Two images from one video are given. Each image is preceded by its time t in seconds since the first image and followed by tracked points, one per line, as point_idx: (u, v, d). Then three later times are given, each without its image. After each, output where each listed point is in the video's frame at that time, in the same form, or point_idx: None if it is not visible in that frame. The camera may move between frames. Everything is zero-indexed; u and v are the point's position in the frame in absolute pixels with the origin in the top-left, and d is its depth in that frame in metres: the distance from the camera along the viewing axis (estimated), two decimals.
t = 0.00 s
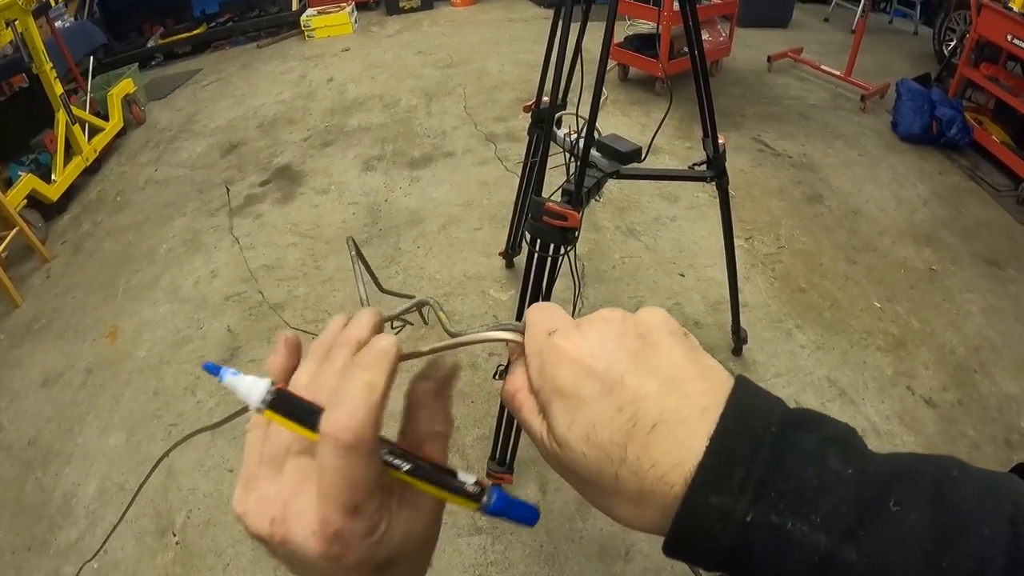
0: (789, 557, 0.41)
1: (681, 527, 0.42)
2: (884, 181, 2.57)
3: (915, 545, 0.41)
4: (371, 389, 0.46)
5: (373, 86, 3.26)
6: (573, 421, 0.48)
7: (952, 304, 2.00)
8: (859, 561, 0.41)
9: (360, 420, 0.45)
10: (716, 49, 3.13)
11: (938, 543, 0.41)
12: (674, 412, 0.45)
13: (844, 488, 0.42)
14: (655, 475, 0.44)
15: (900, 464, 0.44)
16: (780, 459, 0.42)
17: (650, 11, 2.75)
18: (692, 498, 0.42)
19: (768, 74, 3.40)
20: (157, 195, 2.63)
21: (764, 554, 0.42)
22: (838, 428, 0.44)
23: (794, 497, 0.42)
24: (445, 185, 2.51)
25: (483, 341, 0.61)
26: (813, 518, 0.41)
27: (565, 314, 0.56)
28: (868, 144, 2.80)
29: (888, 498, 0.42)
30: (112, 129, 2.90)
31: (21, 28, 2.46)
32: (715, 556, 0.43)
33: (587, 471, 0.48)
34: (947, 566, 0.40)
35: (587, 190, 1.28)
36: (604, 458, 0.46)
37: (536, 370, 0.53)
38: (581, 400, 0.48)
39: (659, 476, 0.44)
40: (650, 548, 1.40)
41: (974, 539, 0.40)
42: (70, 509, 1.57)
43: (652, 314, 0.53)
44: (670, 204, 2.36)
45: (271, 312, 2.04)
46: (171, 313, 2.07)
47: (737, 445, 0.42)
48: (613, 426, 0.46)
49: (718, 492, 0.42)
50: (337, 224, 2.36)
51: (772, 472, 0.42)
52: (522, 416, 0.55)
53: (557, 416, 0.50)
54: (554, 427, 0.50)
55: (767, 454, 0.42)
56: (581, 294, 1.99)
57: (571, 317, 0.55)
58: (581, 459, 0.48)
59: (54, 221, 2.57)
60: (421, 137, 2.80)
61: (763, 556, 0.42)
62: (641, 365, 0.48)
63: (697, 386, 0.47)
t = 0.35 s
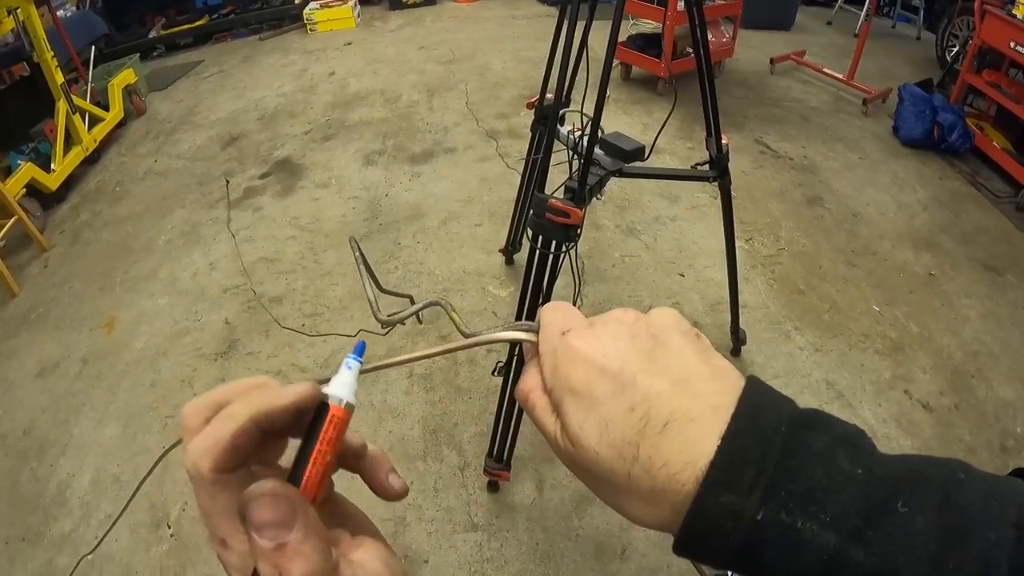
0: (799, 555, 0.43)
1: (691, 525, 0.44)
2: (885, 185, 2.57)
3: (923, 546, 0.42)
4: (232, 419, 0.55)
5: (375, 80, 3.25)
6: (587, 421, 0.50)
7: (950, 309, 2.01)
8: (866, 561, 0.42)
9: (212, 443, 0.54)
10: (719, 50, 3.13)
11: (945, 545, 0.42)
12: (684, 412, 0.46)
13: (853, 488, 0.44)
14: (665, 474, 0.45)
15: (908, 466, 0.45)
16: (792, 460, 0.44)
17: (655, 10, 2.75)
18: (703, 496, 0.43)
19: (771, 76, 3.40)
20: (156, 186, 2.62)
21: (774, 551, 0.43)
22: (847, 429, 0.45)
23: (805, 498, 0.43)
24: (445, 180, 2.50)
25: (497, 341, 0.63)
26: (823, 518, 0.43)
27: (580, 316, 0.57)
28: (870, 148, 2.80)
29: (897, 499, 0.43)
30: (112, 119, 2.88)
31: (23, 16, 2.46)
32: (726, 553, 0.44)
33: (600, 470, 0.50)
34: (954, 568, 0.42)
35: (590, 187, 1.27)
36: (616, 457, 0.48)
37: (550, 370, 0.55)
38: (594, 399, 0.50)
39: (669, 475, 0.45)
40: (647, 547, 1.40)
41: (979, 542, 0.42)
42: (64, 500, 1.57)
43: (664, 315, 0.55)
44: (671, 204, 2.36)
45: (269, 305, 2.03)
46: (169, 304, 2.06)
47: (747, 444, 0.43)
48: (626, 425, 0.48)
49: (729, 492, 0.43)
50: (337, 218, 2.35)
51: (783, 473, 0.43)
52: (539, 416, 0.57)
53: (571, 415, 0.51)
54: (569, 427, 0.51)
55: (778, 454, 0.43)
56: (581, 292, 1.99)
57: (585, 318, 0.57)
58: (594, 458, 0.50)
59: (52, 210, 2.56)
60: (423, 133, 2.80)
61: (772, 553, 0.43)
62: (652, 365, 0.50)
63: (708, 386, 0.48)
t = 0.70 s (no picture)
0: (820, 556, 0.43)
1: (716, 524, 0.44)
2: (893, 199, 2.57)
3: (939, 551, 0.42)
4: (320, 461, 0.52)
5: (386, 78, 3.26)
6: (615, 421, 0.50)
7: (954, 325, 2.00)
8: (886, 564, 0.42)
9: (308, 490, 0.52)
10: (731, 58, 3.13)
11: (961, 550, 0.42)
12: (713, 414, 0.46)
13: (873, 492, 0.43)
14: (694, 476, 0.45)
15: (924, 471, 0.45)
16: (816, 463, 0.44)
17: (669, 17, 2.75)
18: (728, 496, 0.43)
19: (781, 86, 3.40)
20: (164, 176, 2.62)
21: (797, 551, 0.43)
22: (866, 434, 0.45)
23: (829, 500, 0.43)
24: (454, 180, 2.50)
25: (526, 341, 0.62)
26: (845, 520, 0.43)
27: (608, 315, 0.57)
28: (878, 161, 2.80)
29: (915, 505, 0.43)
30: (122, 108, 2.89)
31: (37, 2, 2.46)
32: (749, 553, 0.44)
33: (627, 470, 0.49)
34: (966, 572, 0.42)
35: (603, 193, 1.27)
36: (644, 457, 0.47)
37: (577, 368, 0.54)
38: (623, 399, 0.50)
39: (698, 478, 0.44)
40: (647, 554, 1.39)
41: (994, 547, 0.42)
42: (64, 488, 1.57)
43: (693, 317, 0.54)
44: (679, 211, 2.36)
45: (275, 299, 2.03)
46: (173, 295, 2.06)
47: (775, 445, 0.44)
48: (654, 426, 0.47)
49: (755, 493, 0.43)
50: (344, 214, 2.35)
51: (808, 475, 0.43)
52: (565, 415, 0.56)
53: (599, 415, 0.51)
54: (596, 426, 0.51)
55: (803, 457, 0.44)
56: (587, 296, 1.99)
57: (613, 317, 0.56)
58: (621, 458, 0.49)
59: (59, 197, 2.56)
60: (432, 132, 2.80)
61: (795, 553, 0.43)
62: (681, 366, 0.49)
63: (737, 390, 0.47)
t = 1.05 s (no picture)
0: (850, 547, 0.42)
1: (744, 514, 0.44)
2: (892, 206, 2.57)
3: (966, 543, 0.41)
4: (447, 433, 0.52)
5: (388, 71, 3.24)
6: (638, 411, 0.51)
7: (951, 333, 2.01)
8: (916, 555, 0.42)
9: (438, 461, 0.51)
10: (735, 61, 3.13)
11: (986, 544, 0.41)
12: (736, 403, 0.47)
13: (900, 482, 0.43)
14: (718, 465, 0.46)
15: (949, 464, 0.44)
16: (842, 454, 0.44)
17: (674, 18, 2.74)
18: (755, 484, 0.43)
19: (784, 91, 3.40)
20: (163, 163, 2.60)
21: (827, 543, 0.43)
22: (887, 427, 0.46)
23: (856, 490, 0.43)
24: (454, 175, 2.49)
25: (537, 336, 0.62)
26: (874, 509, 0.42)
27: (626, 312, 0.59)
28: (879, 168, 2.81)
29: (940, 494, 0.43)
30: (122, 94, 2.86)
31: None
32: (777, 545, 0.44)
33: (649, 461, 0.50)
34: (991, 567, 0.40)
35: (608, 191, 1.27)
36: (667, 446, 0.49)
37: (596, 363, 0.56)
38: (645, 390, 0.51)
39: (722, 466, 0.45)
40: (640, 554, 1.39)
41: (1019, 543, 0.40)
42: (55, 474, 1.56)
43: (712, 315, 0.56)
44: (679, 212, 2.35)
45: (272, 289, 2.02)
46: (170, 283, 2.05)
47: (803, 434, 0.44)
48: (677, 415, 0.49)
49: (783, 482, 0.43)
50: (343, 206, 2.34)
51: (834, 464, 0.43)
52: (585, 409, 0.58)
53: (621, 406, 0.52)
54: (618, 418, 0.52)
55: (827, 447, 0.44)
56: (586, 295, 1.98)
57: (633, 314, 0.58)
58: (644, 448, 0.50)
59: (56, 182, 2.54)
60: (433, 126, 2.78)
61: (825, 545, 0.43)
62: (702, 358, 0.51)
63: (757, 380, 0.49)
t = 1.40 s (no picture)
0: (834, 552, 0.42)
1: (725, 517, 0.44)
2: (886, 202, 2.58)
3: (958, 545, 0.41)
4: (492, 403, 0.50)
5: (381, 70, 3.23)
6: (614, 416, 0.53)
7: (945, 328, 2.01)
8: (903, 560, 0.41)
9: (479, 432, 0.49)
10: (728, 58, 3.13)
11: (979, 545, 0.41)
12: (710, 406, 0.48)
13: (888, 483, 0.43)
14: (693, 469, 0.47)
15: (941, 464, 0.44)
16: (824, 456, 0.44)
17: (668, 16, 2.74)
18: (735, 489, 0.44)
19: (777, 88, 3.40)
20: (157, 165, 2.60)
21: (810, 548, 0.43)
22: (874, 426, 0.46)
23: (840, 493, 0.43)
24: (448, 174, 2.49)
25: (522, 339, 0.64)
26: (859, 513, 0.42)
27: (599, 315, 0.61)
28: (873, 164, 2.81)
29: (930, 496, 0.43)
30: (115, 95, 2.85)
31: None
32: (759, 550, 0.44)
33: (627, 465, 0.52)
34: (986, 567, 0.40)
35: (601, 188, 1.26)
36: (643, 451, 0.51)
37: (571, 368, 0.58)
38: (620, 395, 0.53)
39: (698, 470, 0.47)
40: (636, 552, 1.39)
41: (1013, 542, 0.40)
42: (50, 478, 1.55)
43: (687, 314, 0.58)
44: (674, 209, 2.35)
45: (267, 290, 2.02)
46: (164, 285, 2.04)
47: (781, 436, 0.44)
48: (652, 419, 0.51)
49: (762, 487, 0.43)
50: (338, 206, 2.33)
51: (816, 469, 0.43)
52: (564, 415, 0.60)
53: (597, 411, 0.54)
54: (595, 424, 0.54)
55: (808, 449, 0.44)
56: (581, 293, 1.98)
57: (607, 317, 0.60)
58: (622, 453, 0.52)
59: (49, 184, 2.53)
60: (427, 125, 2.78)
61: (809, 550, 0.43)
62: (676, 360, 0.53)
63: (735, 380, 0.50)
